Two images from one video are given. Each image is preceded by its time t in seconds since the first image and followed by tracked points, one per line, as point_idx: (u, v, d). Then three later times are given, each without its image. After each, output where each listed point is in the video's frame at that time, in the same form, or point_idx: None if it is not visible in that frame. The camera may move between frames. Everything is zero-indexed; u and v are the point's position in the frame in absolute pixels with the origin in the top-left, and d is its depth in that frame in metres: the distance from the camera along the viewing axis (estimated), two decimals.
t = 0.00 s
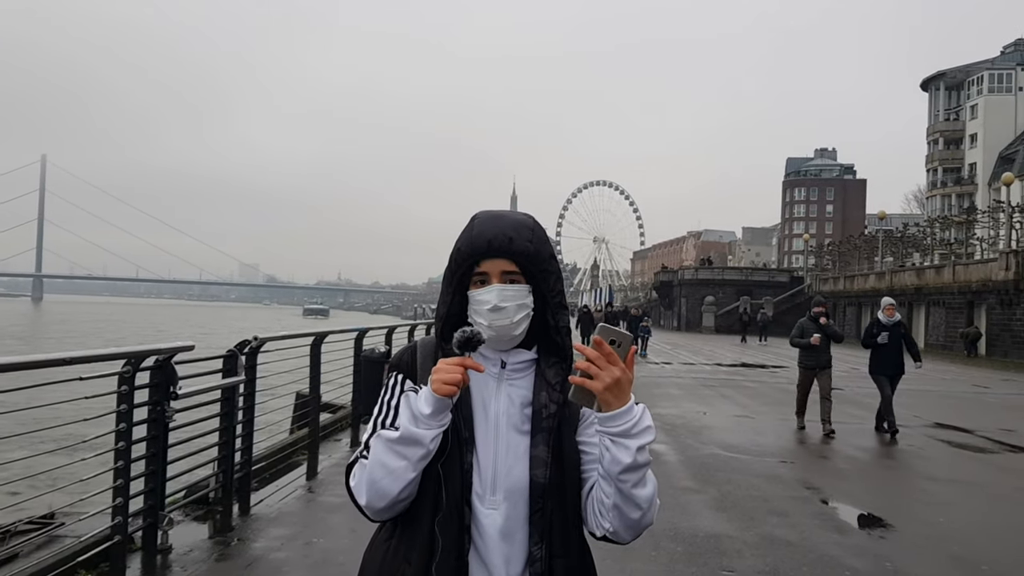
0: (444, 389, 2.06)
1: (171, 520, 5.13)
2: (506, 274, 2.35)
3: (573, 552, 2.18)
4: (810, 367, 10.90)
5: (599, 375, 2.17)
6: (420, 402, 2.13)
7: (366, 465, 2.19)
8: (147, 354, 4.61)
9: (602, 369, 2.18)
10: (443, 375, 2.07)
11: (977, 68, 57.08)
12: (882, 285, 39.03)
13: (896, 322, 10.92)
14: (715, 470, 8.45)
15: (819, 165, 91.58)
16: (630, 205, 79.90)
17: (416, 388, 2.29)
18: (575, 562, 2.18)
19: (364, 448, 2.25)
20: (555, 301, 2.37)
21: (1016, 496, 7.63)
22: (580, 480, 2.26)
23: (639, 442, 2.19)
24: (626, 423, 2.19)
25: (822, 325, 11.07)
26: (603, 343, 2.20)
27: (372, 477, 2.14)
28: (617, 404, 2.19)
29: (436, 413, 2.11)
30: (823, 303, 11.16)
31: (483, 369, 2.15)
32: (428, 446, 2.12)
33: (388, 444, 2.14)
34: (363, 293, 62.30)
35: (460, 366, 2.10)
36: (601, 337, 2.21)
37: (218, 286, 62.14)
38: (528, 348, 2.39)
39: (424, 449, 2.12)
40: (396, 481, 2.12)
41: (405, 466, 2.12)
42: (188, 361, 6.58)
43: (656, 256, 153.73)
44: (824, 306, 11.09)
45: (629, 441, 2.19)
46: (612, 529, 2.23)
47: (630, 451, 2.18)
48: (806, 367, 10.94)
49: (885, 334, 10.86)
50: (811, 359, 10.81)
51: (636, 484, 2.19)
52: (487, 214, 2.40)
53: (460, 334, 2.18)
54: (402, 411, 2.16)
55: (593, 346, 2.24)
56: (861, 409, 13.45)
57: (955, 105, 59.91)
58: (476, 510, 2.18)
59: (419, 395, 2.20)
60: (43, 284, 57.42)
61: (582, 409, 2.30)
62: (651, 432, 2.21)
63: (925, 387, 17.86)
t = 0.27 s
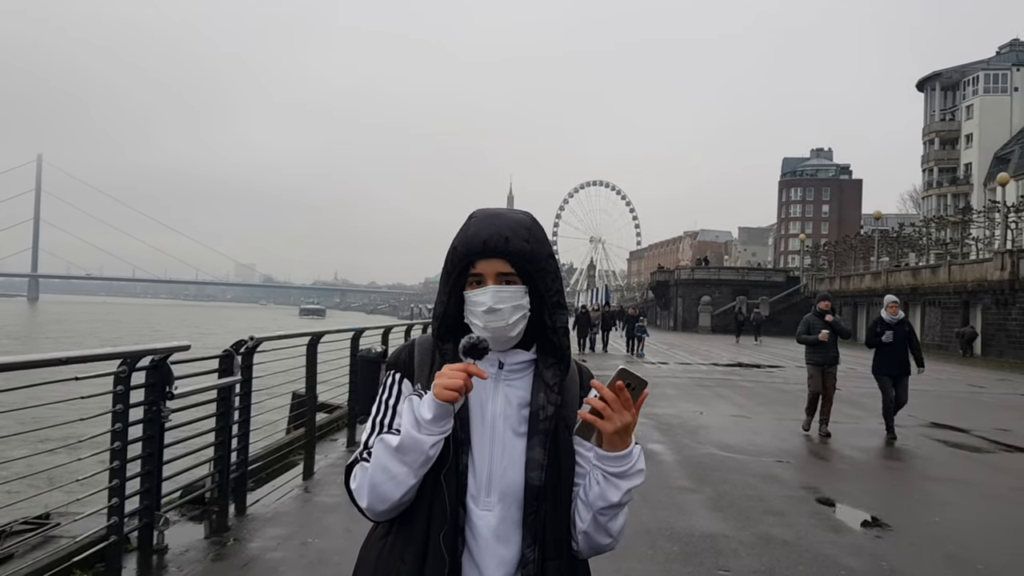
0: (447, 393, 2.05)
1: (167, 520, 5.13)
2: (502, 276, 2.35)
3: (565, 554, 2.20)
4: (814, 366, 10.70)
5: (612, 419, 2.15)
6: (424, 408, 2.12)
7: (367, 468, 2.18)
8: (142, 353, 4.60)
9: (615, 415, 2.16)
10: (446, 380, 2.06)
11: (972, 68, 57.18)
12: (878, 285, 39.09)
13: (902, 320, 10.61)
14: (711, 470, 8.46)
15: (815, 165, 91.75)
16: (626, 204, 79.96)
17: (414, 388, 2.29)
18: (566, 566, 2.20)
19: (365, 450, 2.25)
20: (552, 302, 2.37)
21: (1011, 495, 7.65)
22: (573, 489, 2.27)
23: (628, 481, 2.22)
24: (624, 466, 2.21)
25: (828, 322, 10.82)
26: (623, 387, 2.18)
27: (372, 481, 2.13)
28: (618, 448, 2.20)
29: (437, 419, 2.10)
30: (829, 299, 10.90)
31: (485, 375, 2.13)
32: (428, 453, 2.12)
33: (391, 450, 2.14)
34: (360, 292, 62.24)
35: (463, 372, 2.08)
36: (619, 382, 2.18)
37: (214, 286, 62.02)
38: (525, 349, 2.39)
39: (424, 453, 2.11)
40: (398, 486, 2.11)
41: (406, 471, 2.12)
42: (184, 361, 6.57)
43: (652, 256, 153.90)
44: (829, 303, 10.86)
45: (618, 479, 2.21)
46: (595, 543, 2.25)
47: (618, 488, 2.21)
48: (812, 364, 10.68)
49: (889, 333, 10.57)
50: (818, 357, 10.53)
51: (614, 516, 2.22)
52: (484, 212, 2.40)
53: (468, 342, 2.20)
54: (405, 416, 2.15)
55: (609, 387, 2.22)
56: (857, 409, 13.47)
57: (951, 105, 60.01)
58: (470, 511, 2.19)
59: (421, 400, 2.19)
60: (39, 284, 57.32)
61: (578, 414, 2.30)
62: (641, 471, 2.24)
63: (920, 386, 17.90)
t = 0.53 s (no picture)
0: (439, 397, 2.06)
1: (166, 521, 5.13)
2: (501, 279, 2.36)
3: (560, 555, 2.21)
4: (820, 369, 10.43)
5: (628, 431, 2.18)
6: (418, 410, 2.13)
7: (362, 469, 2.20)
8: (141, 355, 4.60)
9: (631, 428, 2.19)
10: (438, 383, 2.07)
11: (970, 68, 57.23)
12: (876, 285, 39.11)
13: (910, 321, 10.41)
14: (709, 469, 8.49)
15: (813, 165, 91.81)
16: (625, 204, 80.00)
17: (411, 389, 2.30)
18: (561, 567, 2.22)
19: (361, 451, 2.26)
20: (550, 305, 2.37)
21: (1008, 495, 7.67)
22: (570, 493, 2.28)
23: (636, 489, 2.25)
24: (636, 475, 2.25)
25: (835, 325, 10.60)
26: (639, 399, 2.20)
27: (368, 483, 2.14)
28: (630, 459, 2.23)
29: (431, 421, 2.11)
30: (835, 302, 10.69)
31: (480, 379, 2.14)
32: (422, 455, 2.12)
33: (384, 453, 2.15)
34: (358, 293, 62.24)
35: (457, 375, 2.09)
36: (636, 397, 2.19)
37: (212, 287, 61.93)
38: (523, 351, 2.40)
39: (417, 456, 2.12)
40: (392, 489, 2.13)
41: (399, 473, 2.13)
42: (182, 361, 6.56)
43: (650, 256, 154.06)
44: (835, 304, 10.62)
45: (627, 488, 2.25)
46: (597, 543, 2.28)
47: (626, 498, 2.24)
48: (820, 368, 10.42)
49: (897, 335, 10.35)
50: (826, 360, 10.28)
51: (617, 521, 2.25)
52: (484, 214, 2.41)
53: (465, 346, 2.22)
54: (400, 418, 2.17)
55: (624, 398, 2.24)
56: (855, 408, 13.49)
57: (948, 105, 60.07)
58: (464, 512, 2.19)
59: (417, 402, 2.20)
60: (37, 285, 57.23)
61: (574, 419, 2.31)
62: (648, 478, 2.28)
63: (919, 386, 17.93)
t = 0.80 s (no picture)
0: (439, 398, 2.06)
1: (166, 522, 5.13)
2: (495, 281, 2.37)
3: (561, 554, 2.22)
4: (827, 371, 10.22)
5: (615, 451, 2.20)
6: (419, 412, 2.14)
7: (363, 473, 2.20)
8: (140, 356, 4.60)
9: (620, 443, 2.20)
10: (439, 385, 2.07)
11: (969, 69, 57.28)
12: (875, 286, 39.14)
13: (920, 323, 10.20)
14: (708, 471, 8.49)
15: (812, 166, 91.89)
16: (624, 205, 80.04)
17: (408, 392, 2.30)
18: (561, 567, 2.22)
19: (361, 454, 2.26)
20: (545, 305, 2.38)
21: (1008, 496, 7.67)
22: (567, 493, 2.29)
23: (624, 496, 2.27)
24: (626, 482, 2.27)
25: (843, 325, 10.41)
26: (631, 421, 2.18)
27: (370, 485, 2.15)
28: (619, 468, 2.25)
29: (433, 423, 2.12)
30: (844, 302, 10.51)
31: (479, 380, 2.14)
32: (424, 457, 2.13)
33: (385, 456, 2.15)
34: (358, 294, 62.27)
35: (456, 377, 2.09)
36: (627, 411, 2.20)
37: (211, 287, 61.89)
38: (519, 352, 2.40)
39: (420, 458, 2.13)
40: (392, 491, 2.13)
41: (401, 476, 2.13)
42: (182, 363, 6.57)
43: (650, 257, 154.16)
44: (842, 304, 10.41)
45: (615, 494, 2.27)
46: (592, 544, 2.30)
47: (614, 503, 2.27)
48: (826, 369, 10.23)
49: (906, 336, 10.16)
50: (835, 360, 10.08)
51: (608, 526, 2.27)
52: (477, 216, 2.42)
53: (462, 344, 2.21)
54: (401, 420, 2.17)
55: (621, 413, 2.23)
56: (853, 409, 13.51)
57: (947, 106, 60.13)
58: (464, 513, 2.19)
59: (417, 405, 2.20)
60: (36, 285, 57.25)
61: (570, 420, 2.32)
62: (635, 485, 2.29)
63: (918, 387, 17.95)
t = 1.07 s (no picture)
0: (450, 399, 2.06)
1: (166, 523, 5.13)
2: (496, 281, 2.38)
3: (566, 552, 2.22)
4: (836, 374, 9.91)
5: (628, 456, 2.22)
6: (427, 413, 2.14)
7: (369, 475, 2.20)
8: (142, 358, 4.60)
9: (631, 449, 2.22)
10: (449, 386, 2.07)
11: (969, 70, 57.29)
12: (876, 287, 39.15)
13: (931, 325, 9.93)
14: (709, 472, 8.50)
15: (812, 167, 91.96)
16: (625, 207, 80.10)
17: (410, 395, 2.30)
18: (566, 566, 2.22)
19: (367, 456, 2.26)
20: (546, 305, 2.39)
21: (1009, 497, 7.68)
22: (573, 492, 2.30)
23: (633, 494, 2.29)
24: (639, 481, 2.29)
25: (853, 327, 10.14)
26: (643, 429, 2.21)
27: (376, 487, 2.14)
28: (631, 470, 2.26)
29: (441, 424, 2.11)
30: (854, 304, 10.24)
31: (487, 380, 2.14)
32: (433, 458, 2.13)
33: (393, 459, 2.15)
34: (358, 295, 62.35)
35: (466, 377, 2.10)
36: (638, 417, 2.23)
37: (212, 289, 61.95)
38: (520, 351, 2.41)
39: (430, 459, 2.13)
40: (401, 493, 2.13)
41: (411, 477, 2.13)
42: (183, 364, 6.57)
43: (650, 258, 154.26)
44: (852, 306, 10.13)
45: (625, 493, 2.28)
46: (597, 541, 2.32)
47: (623, 502, 2.28)
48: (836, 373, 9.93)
49: (917, 339, 9.89)
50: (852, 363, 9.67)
51: (614, 524, 2.30)
52: (476, 217, 2.43)
53: (470, 346, 2.22)
54: (409, 422, 2.17)
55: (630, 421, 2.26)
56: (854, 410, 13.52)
57: (947, 107, 60.14)
58: (470, 512, 2.19)
59: (424, 405, 2.20)
60: (36, 287, 57.22)
61: (571, 418, 2.33)
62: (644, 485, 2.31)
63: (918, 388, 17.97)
